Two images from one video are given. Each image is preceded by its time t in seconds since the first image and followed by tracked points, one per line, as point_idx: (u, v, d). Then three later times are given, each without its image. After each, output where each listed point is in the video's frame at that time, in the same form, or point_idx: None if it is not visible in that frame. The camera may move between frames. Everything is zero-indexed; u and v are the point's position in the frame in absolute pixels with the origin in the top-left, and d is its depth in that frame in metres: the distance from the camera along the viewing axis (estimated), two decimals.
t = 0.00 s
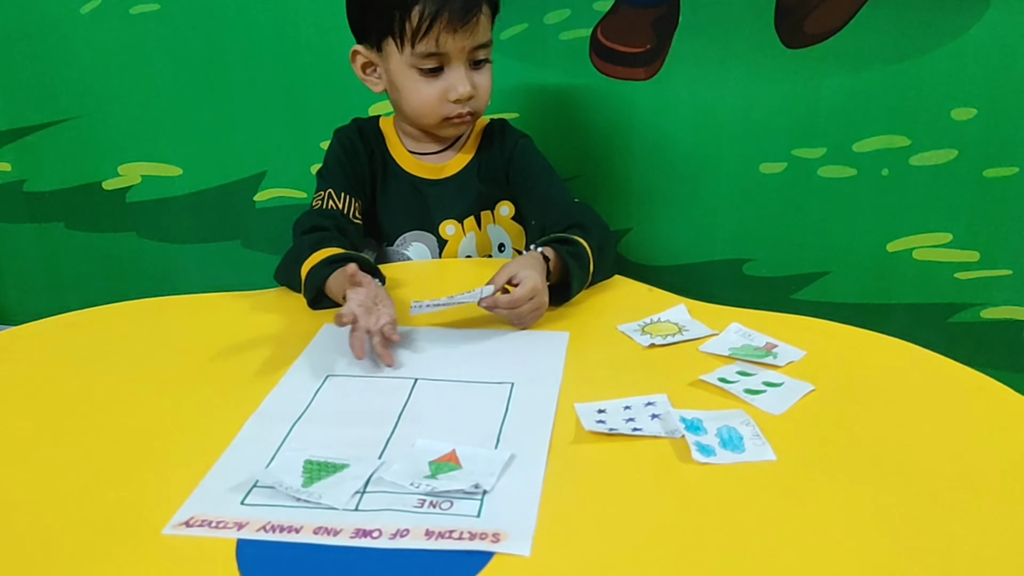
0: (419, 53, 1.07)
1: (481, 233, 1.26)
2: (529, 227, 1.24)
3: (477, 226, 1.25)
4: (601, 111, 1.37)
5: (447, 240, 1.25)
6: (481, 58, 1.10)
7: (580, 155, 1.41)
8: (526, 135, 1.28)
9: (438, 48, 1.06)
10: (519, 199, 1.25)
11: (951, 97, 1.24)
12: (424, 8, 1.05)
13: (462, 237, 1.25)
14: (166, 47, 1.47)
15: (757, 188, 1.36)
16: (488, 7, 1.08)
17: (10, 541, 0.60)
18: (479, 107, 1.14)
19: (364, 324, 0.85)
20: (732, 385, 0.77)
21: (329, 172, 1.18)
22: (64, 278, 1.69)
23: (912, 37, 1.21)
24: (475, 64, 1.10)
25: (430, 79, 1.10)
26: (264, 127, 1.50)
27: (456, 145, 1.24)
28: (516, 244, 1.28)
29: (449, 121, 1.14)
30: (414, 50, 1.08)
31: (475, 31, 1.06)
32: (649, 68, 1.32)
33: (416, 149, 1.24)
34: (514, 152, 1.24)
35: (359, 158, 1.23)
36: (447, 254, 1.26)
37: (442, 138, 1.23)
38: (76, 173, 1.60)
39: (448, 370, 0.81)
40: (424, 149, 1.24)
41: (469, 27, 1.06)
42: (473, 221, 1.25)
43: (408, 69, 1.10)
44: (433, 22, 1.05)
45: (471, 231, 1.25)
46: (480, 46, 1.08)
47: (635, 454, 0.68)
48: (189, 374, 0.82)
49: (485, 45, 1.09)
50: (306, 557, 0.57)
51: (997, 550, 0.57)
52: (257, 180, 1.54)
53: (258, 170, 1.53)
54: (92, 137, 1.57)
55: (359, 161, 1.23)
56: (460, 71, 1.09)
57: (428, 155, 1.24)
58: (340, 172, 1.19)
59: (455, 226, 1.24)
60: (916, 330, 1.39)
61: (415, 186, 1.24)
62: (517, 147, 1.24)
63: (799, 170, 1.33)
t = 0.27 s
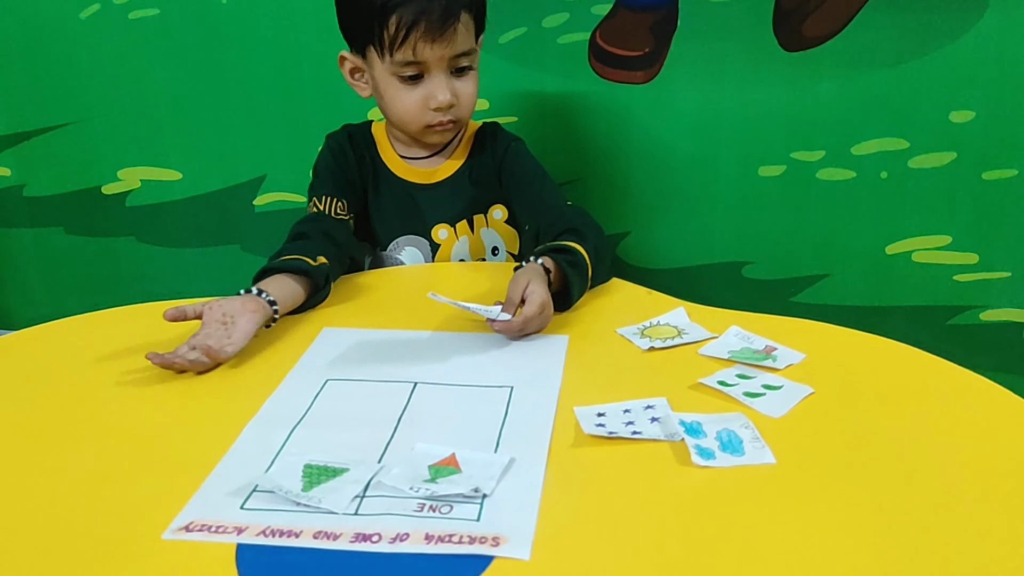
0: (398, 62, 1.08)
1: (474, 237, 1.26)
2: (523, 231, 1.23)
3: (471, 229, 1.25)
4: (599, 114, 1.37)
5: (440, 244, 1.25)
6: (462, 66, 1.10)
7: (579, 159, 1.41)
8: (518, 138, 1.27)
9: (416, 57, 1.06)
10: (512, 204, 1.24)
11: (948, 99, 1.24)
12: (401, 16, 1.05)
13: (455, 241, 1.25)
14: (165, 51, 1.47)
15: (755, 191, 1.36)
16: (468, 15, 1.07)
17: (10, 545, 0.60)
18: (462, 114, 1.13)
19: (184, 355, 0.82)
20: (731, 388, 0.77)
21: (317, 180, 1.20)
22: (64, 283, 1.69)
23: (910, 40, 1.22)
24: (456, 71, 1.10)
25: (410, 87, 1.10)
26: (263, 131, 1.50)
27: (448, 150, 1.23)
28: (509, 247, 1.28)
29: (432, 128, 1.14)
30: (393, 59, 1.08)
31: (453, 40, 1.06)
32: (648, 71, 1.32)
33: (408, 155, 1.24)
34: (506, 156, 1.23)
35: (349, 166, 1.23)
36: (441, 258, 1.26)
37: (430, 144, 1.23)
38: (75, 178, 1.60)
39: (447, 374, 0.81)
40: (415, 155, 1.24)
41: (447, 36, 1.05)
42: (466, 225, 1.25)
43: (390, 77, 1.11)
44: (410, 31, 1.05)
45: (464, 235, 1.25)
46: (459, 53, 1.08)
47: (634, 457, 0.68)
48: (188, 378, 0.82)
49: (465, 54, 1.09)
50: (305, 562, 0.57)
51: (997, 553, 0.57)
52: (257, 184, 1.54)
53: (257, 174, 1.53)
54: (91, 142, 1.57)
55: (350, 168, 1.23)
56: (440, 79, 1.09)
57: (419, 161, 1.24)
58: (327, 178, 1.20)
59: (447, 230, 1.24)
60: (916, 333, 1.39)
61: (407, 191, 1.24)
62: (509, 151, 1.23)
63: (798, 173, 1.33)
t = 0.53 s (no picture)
0: (365, 59, 1.08)
1: (465, 247, 1.26)
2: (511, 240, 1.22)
3: (461, 241, 1.25)
4: (598, 117, 1.37)
5: (432, 257, 1.25)
6: (430, 63, 1.08)
7: (578, 161, 1.41)
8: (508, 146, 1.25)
9: (380, 53, 1.06)
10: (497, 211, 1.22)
11: (946, 101, 1.24)
12: (365, 12, 1.05)
13: (447, 253, 1.25)
14: (164, 55, 1.48)
15: (754, 194, 1.36)
16: (434, 11, 1.06)
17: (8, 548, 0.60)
18: (435, 113, 1.11)
19: (189, 367, 0.80)
20: (729, 391, 0.78)
21: (306, 196, 1.20)
22: (64, 287, 1.70)
23: (908, 42, 1.22)
24: (426, 68, 1.09)
25: (380, 86, 1.10)
26: (262, 135, 1.50)
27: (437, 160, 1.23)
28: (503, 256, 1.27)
29: (406, 127, 1.12)
30: (361, 57, 1.08)
31: (415, 34, 1.05)
32: (647, 74, 1.32)
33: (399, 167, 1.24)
34: (494, 166, 1.22)
35: (340, 178, 1.24)
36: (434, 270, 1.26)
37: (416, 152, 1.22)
38: (76, 181, 1.61)
39: (459, 387, 0.80)
40: (405, 166, 1.24)
41: (408, 29, 1.05)
42: (456, 237, 1.25)
43: (362, 77, 1.11)
44: (372, 26, 1.05)
45: (455, 246, 1.25)
46: (425, 49, 1.07)
47: (633, 460, 0.68)
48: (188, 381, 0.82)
49: (433, 50, 1.07)
50: (293, 569, 0.57)
51: (991, 553, 0.57)
52: (257, 187, 1.54)
53: (256, 177, 1.54)
54: (91, 146, 1.57)
55: (340, 184, 1.23)
56: (408, 76, 1.08)
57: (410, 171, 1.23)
58: (316, 194, 1.20)
59: (438, 243, 1.25)
60: (915, 336, 1.39)
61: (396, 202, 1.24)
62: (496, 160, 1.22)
63: (796, 176, 1.33)
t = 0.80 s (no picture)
0: (346, 62, 1.03)
1: (444, 256, 1.19)
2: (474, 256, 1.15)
3: (439, 250, 1.19)
4: (599, 119, 1.37)
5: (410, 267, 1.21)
6: (413, 69, 1.03)
7: (579, 163, 1.41)
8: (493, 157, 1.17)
9: (361, 55, 1.02)
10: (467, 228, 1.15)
11: (946, 102, 1.24)
12: (349, 14, 1.01)
13: (424, 263, 1.20)
14: (165, 58, 1.48)
15: (754, 195, 1.36)
16: (419, 15, 1.02)
17: (10, 549, 0.60)
18: (417, 120, 1.06)
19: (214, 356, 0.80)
20: (730, 392, 0.78)
21: (299, 191, 1.18)
22: (66, 289, 1.70)
23: (908, 43, 1.22)
24: (409, 74, 1.04)
25: (360, 90, 1.05)
26: (262, 138, 1.50)
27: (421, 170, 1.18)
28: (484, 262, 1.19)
29: (385, 133, 1.07)
30: (343, 60, 1.04)
31: (397, 37, 1.00)
32: (647, 76, 1.33)
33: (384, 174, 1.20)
34: (460, 177, 1.15)
35: (332, 176, 1.21)
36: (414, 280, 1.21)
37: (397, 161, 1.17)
38: (77, 184, 1.61)
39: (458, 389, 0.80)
40: (391, 174, 1.19)
41: (390, 32, 1.00)
42: (433, 246, 1.19)
43: (344, 81, 1.06)
44: (354, 28, 1.01)
45: (432, 255, 1.19)
46: (408, 54, 1.02)
47: (634, 461, 0.68)
48: (189, 384, 0.83)
49: (416, 55, 1.02)
50: (294, 570, 0.57)
51: (992, 554, 0.57)
52: (257, 190, 1.54)
53: (257, 179, 1.54)
54: (93, 148, 1.58)
55: (333, 179, 1.21)
56: (389, 80, 1.03)
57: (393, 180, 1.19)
58: (309, 190, 1.18)
59: (415, 254, 1.20)
60: (915, 337, 1.39)
61: (375, 213, 1.20)
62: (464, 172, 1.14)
63: (796, 177, 1.34)
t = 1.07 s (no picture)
0: (346, 73, 1.03)
1: (444, 259, 1.19)
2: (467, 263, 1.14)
3: (438, 253, 1.19)
4: (600, 119, 1.37)
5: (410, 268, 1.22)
6: (414, 77, 1.03)
7: (580, 163, 1.41)
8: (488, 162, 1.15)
9: (361, 66, 1.02)
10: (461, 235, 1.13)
11: (948, 102, 1.24)
12: (347, 25, 1.01)
13: (423, 265, 1.20)
14: (167, 59, 1.48)
15: (756, 195, 1.36)
16: (417, 24, 1.02)
17: (13, 549, 0.60)
18: (418, 129, 1.06)
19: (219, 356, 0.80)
20: (732, 392, 0.78)
21: (302, 189, 1.18)
22: (68, 290, 1.70)
23: (909, 43, 1.22)
24: (409, 83, 1.04)
25: (361, 101, 1.05)
26: (264, 138, 1.50)
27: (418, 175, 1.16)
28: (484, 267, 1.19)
29: (388, 143, 1.07)
30: (342, 71, 1.04)
31: (396, 47, 1.00)
32: (648, 77, 1.33)
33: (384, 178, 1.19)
34: (452, 185, 1.13)
35: (334, 175, 1.21)
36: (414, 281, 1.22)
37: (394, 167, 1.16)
38: (79, 185, 1.61)
39: (461, 389, 0.81)
40: (389, 178, 1.18)
41: (389, 42, 1.00)
42: (433, 249, 1.19)
43: (343, 92, 1.06)
44: (352, 38, 1.01)
45: (432, 257, 1.19)
46: (407, 63, 1.02)
47: (636, 461, 0.68)
48: (191, 384, 0.83)
49: (416, 64, 1.02)
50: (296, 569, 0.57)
51: (992, 553, 0.57)
52: (259, 190, 1.54)
53: (258, 180, 1.54)
54: (95, 149, 1.58)
55: (335, 178, 1.21)
56: (389, 90, 1.03)
57: (392, 184, 1.18)
58: (312, 189, 1.18)
59: (414, 256, 1.20)
60: (918, 336, 1.39)
61: (372, 216, 1.19)
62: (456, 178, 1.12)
63: (797, 177, 1.34)
